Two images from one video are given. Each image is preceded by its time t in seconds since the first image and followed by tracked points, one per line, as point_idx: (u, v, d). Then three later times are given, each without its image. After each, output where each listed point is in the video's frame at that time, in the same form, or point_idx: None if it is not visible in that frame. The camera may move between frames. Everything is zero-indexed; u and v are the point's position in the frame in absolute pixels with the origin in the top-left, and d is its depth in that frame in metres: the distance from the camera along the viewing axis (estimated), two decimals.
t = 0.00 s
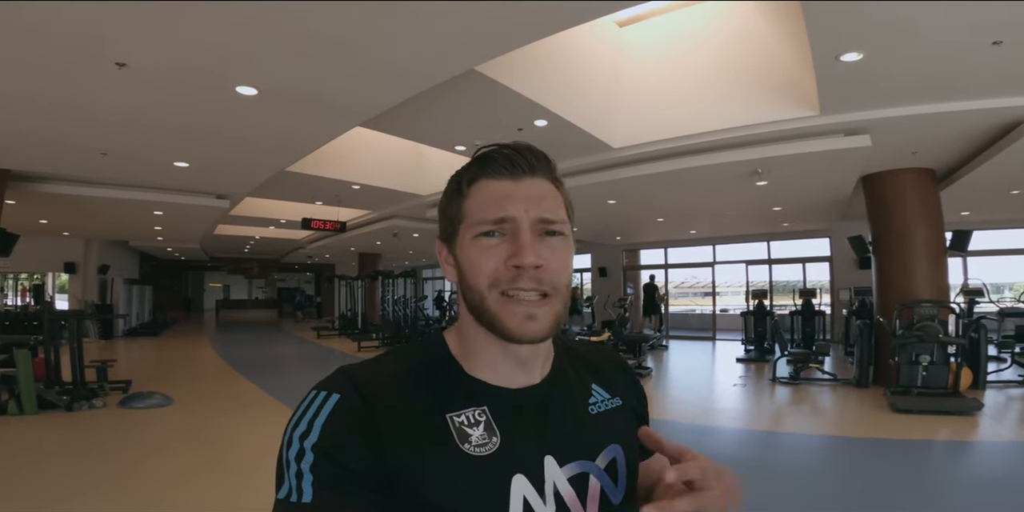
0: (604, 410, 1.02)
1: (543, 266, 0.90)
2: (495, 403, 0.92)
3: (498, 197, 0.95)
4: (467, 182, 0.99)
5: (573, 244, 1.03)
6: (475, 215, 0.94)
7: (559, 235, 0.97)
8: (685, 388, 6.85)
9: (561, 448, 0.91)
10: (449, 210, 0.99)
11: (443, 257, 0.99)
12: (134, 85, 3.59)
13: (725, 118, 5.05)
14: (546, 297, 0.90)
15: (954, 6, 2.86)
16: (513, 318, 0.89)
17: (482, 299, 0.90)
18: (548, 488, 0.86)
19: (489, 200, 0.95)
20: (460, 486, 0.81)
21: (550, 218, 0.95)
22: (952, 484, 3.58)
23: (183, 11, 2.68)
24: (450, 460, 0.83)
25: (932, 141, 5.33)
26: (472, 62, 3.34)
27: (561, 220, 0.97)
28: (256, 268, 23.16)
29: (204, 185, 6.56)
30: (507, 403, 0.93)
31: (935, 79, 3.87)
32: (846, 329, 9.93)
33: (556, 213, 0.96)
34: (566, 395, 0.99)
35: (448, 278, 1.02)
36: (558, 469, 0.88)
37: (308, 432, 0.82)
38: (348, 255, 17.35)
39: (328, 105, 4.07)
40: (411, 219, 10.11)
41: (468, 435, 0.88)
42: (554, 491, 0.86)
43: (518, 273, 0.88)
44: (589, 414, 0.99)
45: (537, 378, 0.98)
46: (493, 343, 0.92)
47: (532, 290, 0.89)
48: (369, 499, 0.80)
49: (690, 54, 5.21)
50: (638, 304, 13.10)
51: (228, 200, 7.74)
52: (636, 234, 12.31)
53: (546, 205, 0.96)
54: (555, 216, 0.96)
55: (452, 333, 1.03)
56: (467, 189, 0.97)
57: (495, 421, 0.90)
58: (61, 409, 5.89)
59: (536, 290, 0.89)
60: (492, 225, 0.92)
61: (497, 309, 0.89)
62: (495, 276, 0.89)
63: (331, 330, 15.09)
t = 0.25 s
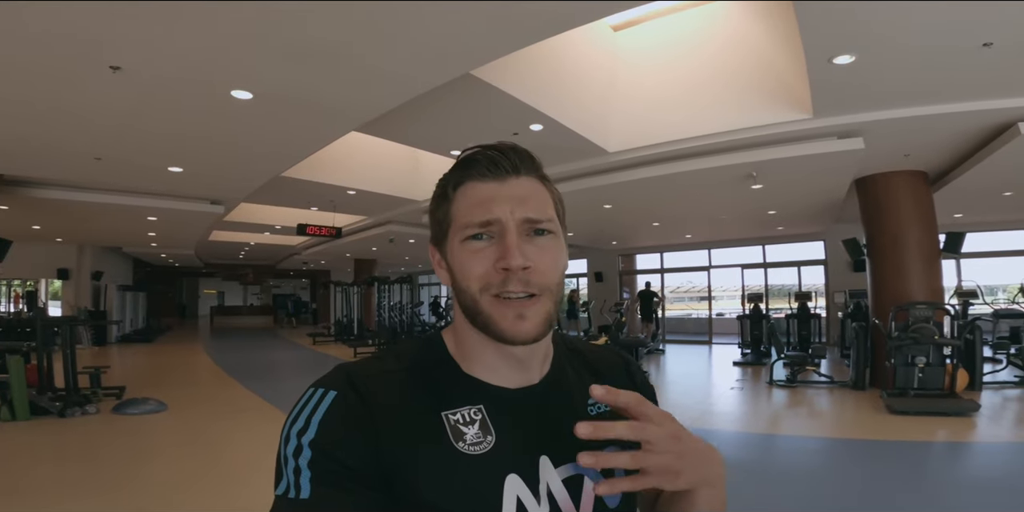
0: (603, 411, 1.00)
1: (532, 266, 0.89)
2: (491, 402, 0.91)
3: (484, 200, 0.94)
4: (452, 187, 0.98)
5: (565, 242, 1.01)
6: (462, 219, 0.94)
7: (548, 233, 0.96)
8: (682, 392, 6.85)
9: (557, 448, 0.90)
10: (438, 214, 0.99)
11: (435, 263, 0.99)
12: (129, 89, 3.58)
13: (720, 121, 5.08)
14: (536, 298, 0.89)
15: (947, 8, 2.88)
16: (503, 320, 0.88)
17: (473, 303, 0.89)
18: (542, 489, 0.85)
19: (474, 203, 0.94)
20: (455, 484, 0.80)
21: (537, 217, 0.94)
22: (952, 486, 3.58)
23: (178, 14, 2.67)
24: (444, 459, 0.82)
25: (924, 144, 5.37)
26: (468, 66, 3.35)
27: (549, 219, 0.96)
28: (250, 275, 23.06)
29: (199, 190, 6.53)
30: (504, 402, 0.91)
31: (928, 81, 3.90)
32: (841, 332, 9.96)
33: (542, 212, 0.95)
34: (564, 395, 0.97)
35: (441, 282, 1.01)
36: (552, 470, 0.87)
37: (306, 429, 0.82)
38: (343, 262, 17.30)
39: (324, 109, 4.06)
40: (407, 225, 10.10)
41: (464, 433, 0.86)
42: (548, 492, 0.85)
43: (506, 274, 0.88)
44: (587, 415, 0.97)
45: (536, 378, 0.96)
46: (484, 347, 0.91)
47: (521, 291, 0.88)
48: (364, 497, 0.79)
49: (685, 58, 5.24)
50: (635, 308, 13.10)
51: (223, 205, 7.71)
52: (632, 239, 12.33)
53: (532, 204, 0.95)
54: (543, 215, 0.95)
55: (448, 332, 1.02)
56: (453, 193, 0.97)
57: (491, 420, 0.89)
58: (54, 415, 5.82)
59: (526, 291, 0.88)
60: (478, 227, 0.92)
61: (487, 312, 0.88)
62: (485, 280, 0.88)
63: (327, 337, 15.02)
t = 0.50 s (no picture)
0: (607, 413, 1.00)
1: (536, 266, 0.89)
2: (495, 403, 0.90)
3: (486, 200, 0.94)
4: (454, 188, 0.98)
5: (569, 242, 1.00)
6: (464, 219, 0.93)
7: (552, 233, 0.95)
8: (678, 396, 6.85)
9: (560, 451, 0.89)
10: (440, 215, 0.98)
11: (438, 264, 0.98)
12: (127, 88, 3.56)
13: (718, 126, 5.10)
14: (540, 299, 0.89)
15: (946, 14, 2.91)
16: (507, 321, 0.87)
17: (477, 305, 0.89)
18: (545, 492, 0.84)
19: (477, 203, 0.94)
20: (459, 486, 0.80)
21: (540, 217, 0.93)
22: (949, 490, 3.58)
23: (178, 14, 2.66)
24: (447, 461, 0.81)
25: (920, 150, 5.41)
26: (469, 68, 3.35)
27: (552, 218, 0.95)
28: (245, 276, 22.96)
29: (196, 190, 6.50)
30: (507, 403, 0.91)
31: (925, 88, 3.93)
32: (836, 337, 10.01)
33: (545, 212, 0.94)
34: (567, 397, 0.96)
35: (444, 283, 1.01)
36: (556, 472, 0.86)
37: (309, 430, 0.81)
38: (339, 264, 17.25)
39: (323, 110, 4.05)
40: (404, 227, 10.08)
41: (467, 435, 0.85)
42: (551, 495, 0.85)
43: (509, 275, 0.87)
44: (591, 417, 0.97)
45: (540, 379, 0.95)
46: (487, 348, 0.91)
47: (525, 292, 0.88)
48: (368, 499, 0.79)
49: (684, 62, 5.27)
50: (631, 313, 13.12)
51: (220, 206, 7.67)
52: (628, 243, 12.36)
53: (535, 204, 0.94)
54: (545, 215, 0.94)
55: (452, 333, 1.01)
56: (455, 193, 0.96)
57: (495, 422, 0.88)
58: (46, 415, 5.76)
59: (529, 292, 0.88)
60: (481, 228, 0.91)
61: (491, 313, 0.88)
62: (488, 281, 0.88)
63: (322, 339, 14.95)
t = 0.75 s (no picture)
0: (608, 412, 1.01)
1: (538, 266, 0.89)
2: (495, 404, 0.90)
3: (488, 198, 0.93)
4: (456, 186, 0.98)
5: (571, 241, 1.00)
6: (467, 218, 0.93)
7: (554, 233, 0.95)
8: (679, 397, 6.85)
9: (561, 451, 0.89)
10: (442, 214, 0.98)
11: (439, 264, 0.98)
12: (130, 87, 3.56)
13: (720, 127, 5.10)
14: (543, 300, 0.89)
15: (948, 16, 2.91)
16: (508, 321, 0.87)
17: (478, 306, 0.89)
18: (547, 491, 0.85)
19: (479, 202, 0.93)
20: (460, 486, 0.80)
21: (542, 217, 0.93)
22: (951, 493, 3.57)
23: (180, 12, 2.66)
24: (449, 462, 0.81)
25: (923, 151, 5.40)
26: (471, 68, 3.35)
27: (554, 218, 0.94)
28: (247, 275, 23.00)
29: (198, 189, 6.51)
30: (507, 404, 0.91)
31: (929, 89, 3.92)
32: (838, 339, 9.99)
33: (548, 212, 0.94)
34: (568, 396, 0.96)
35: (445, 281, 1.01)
36: (557, 472, 0.87)
37: (308, 432, 0.81)
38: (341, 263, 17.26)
39: (325, 110, 4.06)
40: (406, 227, 10.09)
41: (468, 436, 0.85)
42: (553, 494, 0.85)
43: (512, 276, 0.87)
44: (592, 417, 0.97)
45: (541, 380, 0.95)
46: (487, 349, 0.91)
47: (527, 292, 0.88)
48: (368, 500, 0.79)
49: (686, 63, 5.27)
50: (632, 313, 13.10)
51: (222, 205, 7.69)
52: (630, 244, 12.35)
53: (538, 203, 0.94)
54: (548, 215, 0.94)
55: (453, 334, 1.01)
56: (458, 192, 0.96)
57: (496, 423, 0.88)
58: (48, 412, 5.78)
59: (532, 292, 0.88)
60: (483, 227, 0.91)
61: (493, 314, 0.88)
62: (490, 282, 0.88)
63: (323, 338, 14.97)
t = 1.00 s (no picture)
0: (605, 412, 1.01)
1: (545, 257, 0.90)
2: (492, 404, 0.91)
3: (492, 190, 0.94)
4: (458, 179, 0.98)
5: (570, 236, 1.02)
6: (470, 210, 0.93)
7: (556, 225, 0.97)
8: (681, 395, 6.84)
9: (558, 450, 0.89)
10: (443, 207, 0.98)
11: (439, 258, 0.98)
12: (130, 89, 3.58)
13: (719, 124, 5.09)
14: (547, 291, 0.90)
15: (946, 11, 2.90)
16: (515, 312, 0.88)
17: (483, 298, 0.89)
18: (544, 491, 0.85)
19: (483, 194, 0.94)
20: (457, 485, 0.80)
21: (547, 209, 0.95)
22: (953, 490, 3.56)
23: (178, 14, 2.67)
24: (446, 462, 0.82)
25: (924, 147, 5.39)
26: (469, 69, 3.35)
27: (556, 211, 0.96)
28: (250, 277, 23.05)
29: (199, 191, 6.53)
30: (504, 403, 0.91)
31: (928, 85, 3.91)
32: (840, 337, 9.96)
33: (551, 205, 0.96)
34: (565, 396, 0.97)
35: (443, 275, 1.00)
36: (555, 471, 0.87)
37: (306, 432, 0.82)
38: (343, 264, 17.30)
39: (324, 111, 4.08)
40: (407, 227, 10.10)
41: (465, 436, 0.86)
42: (551, 493, 0.85)
43: (518, 267, 0.88)
44: (590, 416, 0.97)
45: (537, 379, 0.96)
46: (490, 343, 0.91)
47: (533, 284, 0.88)
48: (365, 500, 0.79)
49: (684, 62, 5.26)
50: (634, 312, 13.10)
51: (224, 206, 7.71)
52: (631, 243, 12.34)
53: (542, 196, 0.95)
54: (550, 208, 0.95)
55: (450, 333, 1.01)
56: (460, 184, 0.96)
57: (492, 422, 0.89)
58: (51, 414, 5.81)
59: (537, 284, 0.89)
60: (488, 218, 0.92)
61: (499, 305, 0.88)
62: (496, 273, 0.88)
63: (326, 339, 14.99)
